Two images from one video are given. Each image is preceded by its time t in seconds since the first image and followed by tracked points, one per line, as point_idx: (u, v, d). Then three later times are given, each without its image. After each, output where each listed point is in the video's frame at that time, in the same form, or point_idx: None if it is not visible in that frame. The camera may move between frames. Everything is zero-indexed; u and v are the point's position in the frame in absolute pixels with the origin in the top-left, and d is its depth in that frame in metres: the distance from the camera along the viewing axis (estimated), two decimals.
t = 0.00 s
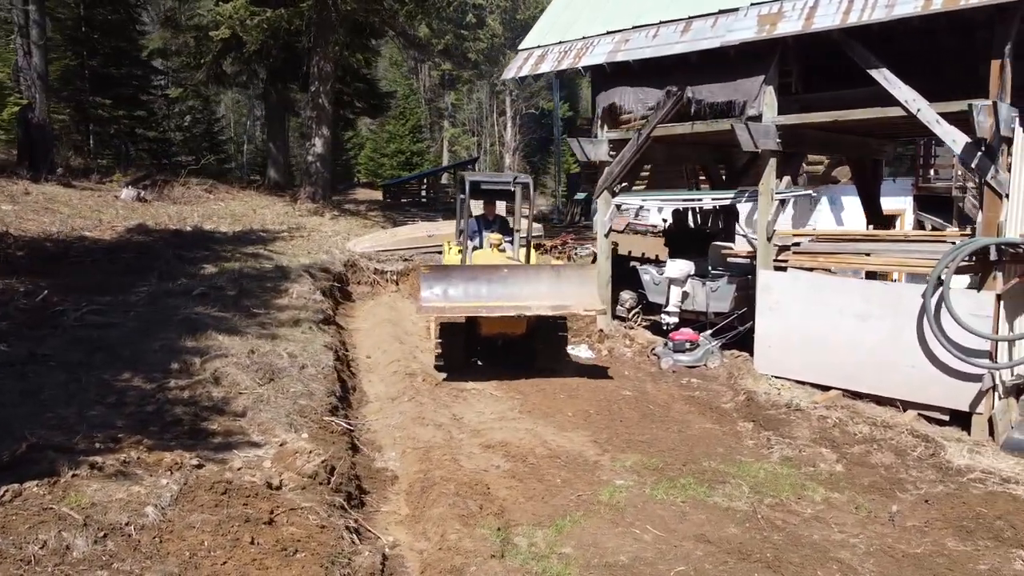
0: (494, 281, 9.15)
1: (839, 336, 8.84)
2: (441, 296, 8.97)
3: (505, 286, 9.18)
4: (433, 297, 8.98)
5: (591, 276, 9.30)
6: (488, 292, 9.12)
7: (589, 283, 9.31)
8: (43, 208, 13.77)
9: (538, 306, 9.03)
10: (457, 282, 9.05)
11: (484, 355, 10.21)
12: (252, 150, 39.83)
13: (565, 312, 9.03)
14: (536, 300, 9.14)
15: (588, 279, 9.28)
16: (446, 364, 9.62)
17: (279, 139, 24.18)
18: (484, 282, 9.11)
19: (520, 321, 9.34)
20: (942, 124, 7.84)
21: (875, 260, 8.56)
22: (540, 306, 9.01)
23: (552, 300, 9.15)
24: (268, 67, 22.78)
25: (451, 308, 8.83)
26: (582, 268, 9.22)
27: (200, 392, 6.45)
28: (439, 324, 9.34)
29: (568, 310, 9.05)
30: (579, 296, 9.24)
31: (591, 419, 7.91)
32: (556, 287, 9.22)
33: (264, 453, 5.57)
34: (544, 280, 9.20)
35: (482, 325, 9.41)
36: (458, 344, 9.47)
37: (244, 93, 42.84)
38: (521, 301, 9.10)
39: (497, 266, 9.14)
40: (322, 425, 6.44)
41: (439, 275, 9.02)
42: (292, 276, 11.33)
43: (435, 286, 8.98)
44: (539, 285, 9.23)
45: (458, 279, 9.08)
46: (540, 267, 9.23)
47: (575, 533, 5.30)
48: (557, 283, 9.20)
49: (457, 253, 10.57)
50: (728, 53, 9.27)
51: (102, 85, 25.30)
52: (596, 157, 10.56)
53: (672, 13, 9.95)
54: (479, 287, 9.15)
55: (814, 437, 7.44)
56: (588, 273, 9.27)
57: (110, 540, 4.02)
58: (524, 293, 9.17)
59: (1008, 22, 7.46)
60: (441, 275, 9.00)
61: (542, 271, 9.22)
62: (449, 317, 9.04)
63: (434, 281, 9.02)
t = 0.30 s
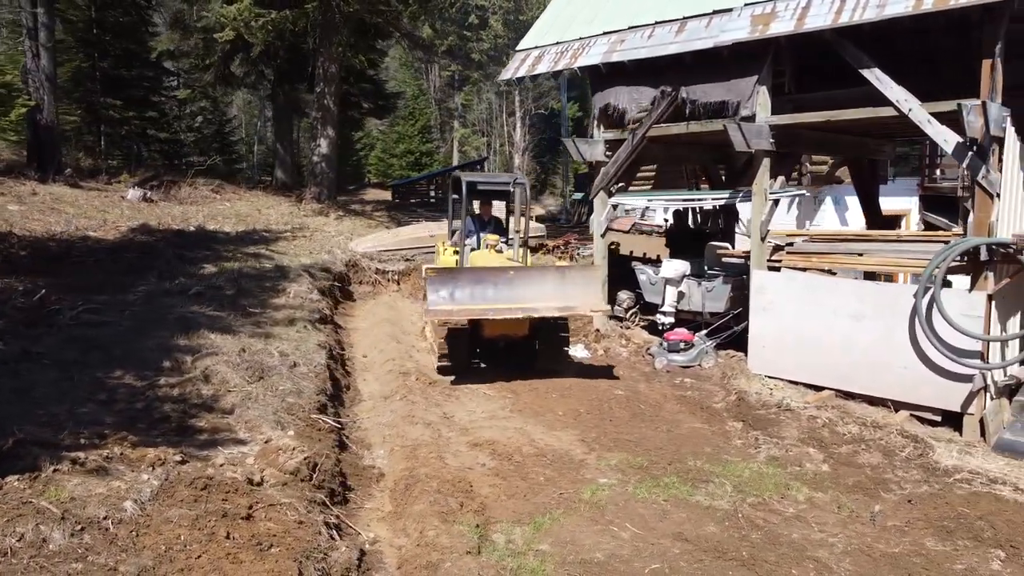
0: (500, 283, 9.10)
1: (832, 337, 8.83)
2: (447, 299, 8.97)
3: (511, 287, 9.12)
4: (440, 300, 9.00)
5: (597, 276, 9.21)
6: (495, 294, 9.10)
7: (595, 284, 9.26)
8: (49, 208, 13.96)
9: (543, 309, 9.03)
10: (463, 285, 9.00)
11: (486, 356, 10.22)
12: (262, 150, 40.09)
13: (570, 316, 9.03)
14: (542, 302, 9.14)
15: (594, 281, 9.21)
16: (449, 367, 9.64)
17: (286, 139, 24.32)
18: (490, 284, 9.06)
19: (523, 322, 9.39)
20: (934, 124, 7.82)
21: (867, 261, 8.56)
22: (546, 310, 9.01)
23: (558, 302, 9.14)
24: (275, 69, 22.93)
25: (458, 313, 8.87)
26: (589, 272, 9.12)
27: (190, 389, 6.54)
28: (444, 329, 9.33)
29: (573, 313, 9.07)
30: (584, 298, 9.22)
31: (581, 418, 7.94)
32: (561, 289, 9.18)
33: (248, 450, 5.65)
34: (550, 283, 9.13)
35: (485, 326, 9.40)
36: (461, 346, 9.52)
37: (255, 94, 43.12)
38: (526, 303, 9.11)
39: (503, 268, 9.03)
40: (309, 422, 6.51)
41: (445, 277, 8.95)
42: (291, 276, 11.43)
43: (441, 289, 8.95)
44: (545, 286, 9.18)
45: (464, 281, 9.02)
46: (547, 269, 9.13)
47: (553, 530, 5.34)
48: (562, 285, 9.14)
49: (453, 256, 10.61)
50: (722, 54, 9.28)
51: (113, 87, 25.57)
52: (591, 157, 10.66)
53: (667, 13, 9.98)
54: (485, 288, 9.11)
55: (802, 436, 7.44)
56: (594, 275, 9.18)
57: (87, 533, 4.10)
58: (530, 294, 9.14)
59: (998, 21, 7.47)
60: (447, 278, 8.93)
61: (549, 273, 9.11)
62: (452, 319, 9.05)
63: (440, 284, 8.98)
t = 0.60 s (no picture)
0: (500, 284, 8.87)
1: (825, 336, 8.83)
2: (447, 301, 8.69)
3: (510, 288, 8.91)
4: (439, 302, 8.69)
5: (596, 276, 9.07)
6: (494, 295, 8.86)
7: (595, 284, 9.11)
8: (57, 208, 14.17)
9: (544, 310, 8.84)
10: (463, 287, 8.73)
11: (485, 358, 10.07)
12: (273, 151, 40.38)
13: (571, 316, 8.87)
14: (543, 303, 8.94)
15: (594, 281, 9.07)
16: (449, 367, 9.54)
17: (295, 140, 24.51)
18: (490, 285, 8.83)
19: (520, 322, 9.42)
20: (923, 124, 7.83)
21: (858, 260, 8.59)
22: (547, 311, 8.82)
23: (558, 303, 8.96)
24: (282, 70, 23.11)
25: (459, 316, 8.58)
26: (589, 271, 8.98)
27: (180, 385, 6.65)
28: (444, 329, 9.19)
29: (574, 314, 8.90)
30: (584, 298, 9.06)
31: (570, 416, 8.00)
32: (561, 289, 9.01)
33: (233, 445, 5.75)
34: (550, 283, 8.95)
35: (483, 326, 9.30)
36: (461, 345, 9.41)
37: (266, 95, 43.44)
38: (527, 304, 8.89)
39: (503, 269, 8.82)
40: (297, 418, 6.61)
41: (445, 279, 8.67)
42: (291, 275, 11.56)
43: (441, 291, 8.66)
44: (544, 286, 8.99)
45: (464, 283, 8.76)
46: (546, 269, 8.94)
47: (531, 525, 5.42)
48: (563, 285, 8.98)
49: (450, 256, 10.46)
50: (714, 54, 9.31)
51: (124, 88, 25.88)
52: (586, 158, 10.72)
53: (662, 13, 10.02)
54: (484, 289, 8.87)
55: (789, 435, 7.46)
56: (594, 275, 9.04)
57: (66, 524, 4.21)
58: (530, 295, 8.93)
59: (987, 21, 7.44)
60: (447, 280, 8.66)
61: (549, 273, 8.94)
62: (450, 322, 8.79)
63: (439, 286, 8.68)
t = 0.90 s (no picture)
0: (492, 285, 8.81)
1: (816, 336, 8.84)
2: (438, 302, 8.65)
3: (503, 289, 8.85)
4: (431, 303, 8.67)
5: (590, 276, 8.98)
6: (487, 296, 8.81)
7: (588, 284, 9.02)
8: (64, 208, 14.42)
9: (536, 310, 8.77)
10: (455, 287, 8.69)
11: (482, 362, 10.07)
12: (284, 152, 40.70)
13: (564, 316, 8.80)
14: (535, 303, 8.87)
15: (587, 281, 8.98)
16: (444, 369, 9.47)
17: (303, 140, 24.73)
18: (481, 286, 8.77)
19: (516, 322, 9.36)
20: (910, 124, 7.84)
21: (848, 260, 8.61)
22: (539, 311, 8.75)
23: (551, 304, 8.88)
24: (290, 71, 23.29)
25: (451, 316, 8.54)
26: (582, 271, 8.88)
27: (171, 381, 6.79)
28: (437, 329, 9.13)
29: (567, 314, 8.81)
30: (577, 299, 8.98)
31: (558, 414, 8.07)
32: (554, 290, 8.93)
33: (218, 440, 5.87)
34: (543, 283, 8.87)
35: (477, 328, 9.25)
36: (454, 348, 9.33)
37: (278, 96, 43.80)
38: (519, 305, 8.83)
39: (495, 269, 8.77)
40: (284, 414, 6.74)
41: (436, 280, 8.64)
42: (291, 274, 11.71)
43: (432, 292, 8.63)
44: (537, 288, 8.92)
45: (456, 283, 8.72)
46: (539, 270, 8.88)
47: (507, 519, 5.52)
48: (556, 285, 8.90)
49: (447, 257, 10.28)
50: (706, 54, 9.36)
51: (136, 90, 26.21)
52: (582, 157, 10.85)
53: (656, 15, 10.08)
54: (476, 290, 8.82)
55: (773, 433, 7.52)
56: (587, 275, 8.94)
57: (47, 513, 4.34)
58: (523, 296, 8.86)
59: (974, 21, 7.44)
60: (438, 280, 8.62)
61: (541, 274, 8.87)
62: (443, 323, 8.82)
63: (431, 287, 8.66)
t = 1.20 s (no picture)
0: (484, 285, 8.71)
1: (806, 334, 8.89)
2: (430, 302, 8.55)
3: (495, 289, 8.74)
4: (422, 303, 8.58)
5: (583, 276, 8.84)
6: (479, 296, 8.70)
7: (582, 285, 8.87)
8: (72, 207, 14.67)
9: (528, 310, 8.62)
10: (446, 287, 8.60)
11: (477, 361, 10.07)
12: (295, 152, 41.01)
13: (556, 316, 8.63)
14: (527, 304, 8.72)
15: (580, 281, 8.83)
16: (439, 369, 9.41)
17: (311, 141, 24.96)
18: (473, 286, 8.67)
19: (510, 322, 9.30)
20: (896, 123, 7.88)
21: (837, 258, 8.66)
22: (530, 310, 8.60)
23: (543, 304, 8.73)
24: (298, 72, 23.48)
25: (442, 315, 8.42)
26: (574, 270, 8.75)
27: (164, 376, 6.95)
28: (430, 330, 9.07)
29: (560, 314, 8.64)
30: (570, 299, 8.80)
31: (546, 410, 8.18)
32: (546, 290, 8.79)
33: (205, 432, 6.02)
34: (535, 283, 8.76)
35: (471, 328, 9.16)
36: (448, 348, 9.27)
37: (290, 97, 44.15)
38: (511, 305, 8.70)
39: (487, 268, 8.67)
40: (273, 408, 6.89)
41: (428, 279, 8.57)
42: (290, 272, 11.89)
43: (424, 292, 8.55)
44: (530, 288, 8.79)
45: (447, 283, 8.63)
46: (531, 270, 8.77)
47: (484, 510, 5.64)
48: (548, 285, 8.77)
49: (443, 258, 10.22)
50: (697, 55, 9.44)
51: (148, 91, 26.54)
52: (576, 157, 10.91)
53: (649, 15, 10.17)
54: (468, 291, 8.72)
55: (757, 429, 7.59)
56: (580, 274, 8.80)
57: (32, 500, 4.49)
58: (515, 296, 8.74)
59: (958, 21, 7.48)
60: (430, 280, 8.54)
61: (534, 274, 8.75)
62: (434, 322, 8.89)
63: (422, 286, 8.58)
